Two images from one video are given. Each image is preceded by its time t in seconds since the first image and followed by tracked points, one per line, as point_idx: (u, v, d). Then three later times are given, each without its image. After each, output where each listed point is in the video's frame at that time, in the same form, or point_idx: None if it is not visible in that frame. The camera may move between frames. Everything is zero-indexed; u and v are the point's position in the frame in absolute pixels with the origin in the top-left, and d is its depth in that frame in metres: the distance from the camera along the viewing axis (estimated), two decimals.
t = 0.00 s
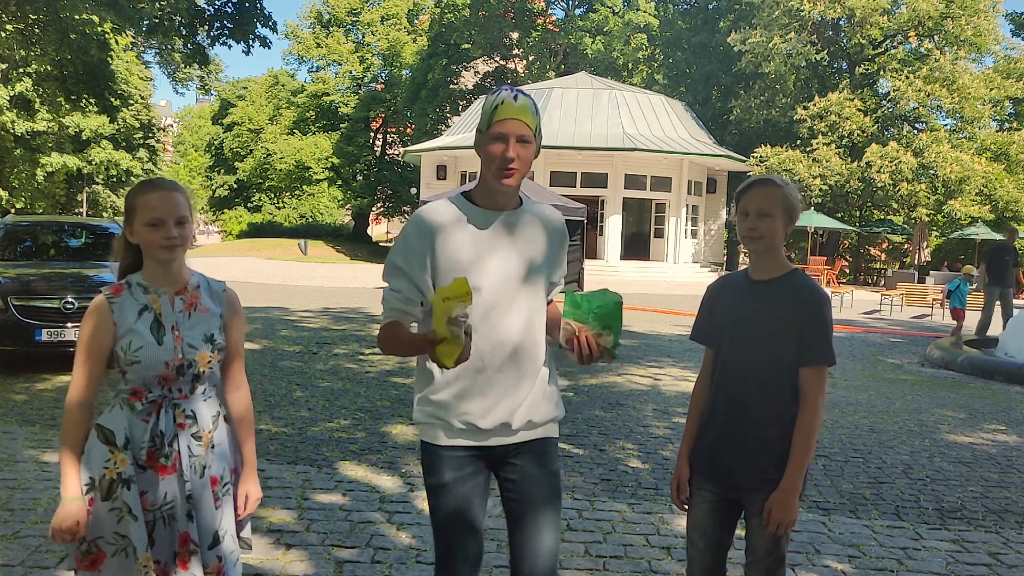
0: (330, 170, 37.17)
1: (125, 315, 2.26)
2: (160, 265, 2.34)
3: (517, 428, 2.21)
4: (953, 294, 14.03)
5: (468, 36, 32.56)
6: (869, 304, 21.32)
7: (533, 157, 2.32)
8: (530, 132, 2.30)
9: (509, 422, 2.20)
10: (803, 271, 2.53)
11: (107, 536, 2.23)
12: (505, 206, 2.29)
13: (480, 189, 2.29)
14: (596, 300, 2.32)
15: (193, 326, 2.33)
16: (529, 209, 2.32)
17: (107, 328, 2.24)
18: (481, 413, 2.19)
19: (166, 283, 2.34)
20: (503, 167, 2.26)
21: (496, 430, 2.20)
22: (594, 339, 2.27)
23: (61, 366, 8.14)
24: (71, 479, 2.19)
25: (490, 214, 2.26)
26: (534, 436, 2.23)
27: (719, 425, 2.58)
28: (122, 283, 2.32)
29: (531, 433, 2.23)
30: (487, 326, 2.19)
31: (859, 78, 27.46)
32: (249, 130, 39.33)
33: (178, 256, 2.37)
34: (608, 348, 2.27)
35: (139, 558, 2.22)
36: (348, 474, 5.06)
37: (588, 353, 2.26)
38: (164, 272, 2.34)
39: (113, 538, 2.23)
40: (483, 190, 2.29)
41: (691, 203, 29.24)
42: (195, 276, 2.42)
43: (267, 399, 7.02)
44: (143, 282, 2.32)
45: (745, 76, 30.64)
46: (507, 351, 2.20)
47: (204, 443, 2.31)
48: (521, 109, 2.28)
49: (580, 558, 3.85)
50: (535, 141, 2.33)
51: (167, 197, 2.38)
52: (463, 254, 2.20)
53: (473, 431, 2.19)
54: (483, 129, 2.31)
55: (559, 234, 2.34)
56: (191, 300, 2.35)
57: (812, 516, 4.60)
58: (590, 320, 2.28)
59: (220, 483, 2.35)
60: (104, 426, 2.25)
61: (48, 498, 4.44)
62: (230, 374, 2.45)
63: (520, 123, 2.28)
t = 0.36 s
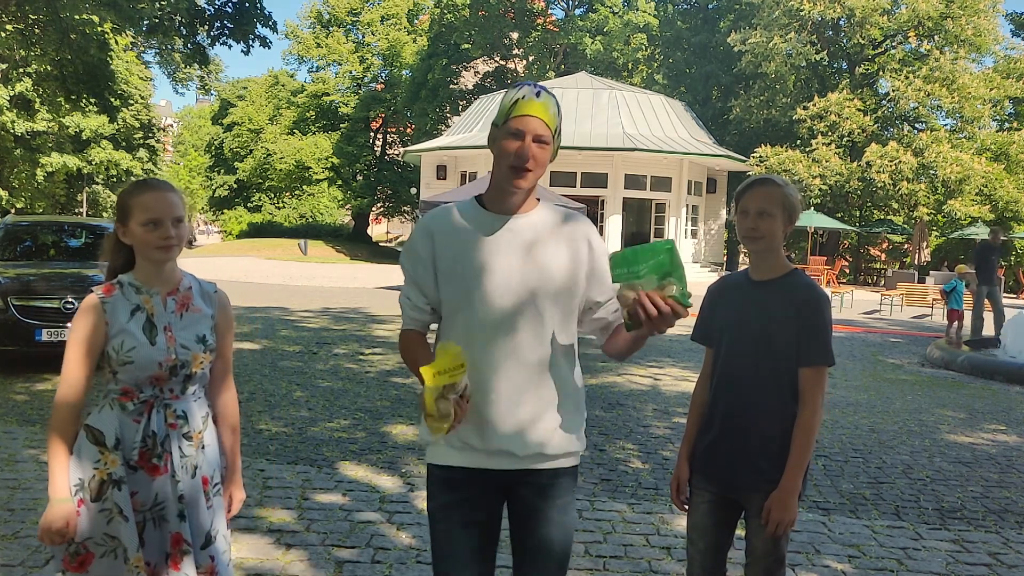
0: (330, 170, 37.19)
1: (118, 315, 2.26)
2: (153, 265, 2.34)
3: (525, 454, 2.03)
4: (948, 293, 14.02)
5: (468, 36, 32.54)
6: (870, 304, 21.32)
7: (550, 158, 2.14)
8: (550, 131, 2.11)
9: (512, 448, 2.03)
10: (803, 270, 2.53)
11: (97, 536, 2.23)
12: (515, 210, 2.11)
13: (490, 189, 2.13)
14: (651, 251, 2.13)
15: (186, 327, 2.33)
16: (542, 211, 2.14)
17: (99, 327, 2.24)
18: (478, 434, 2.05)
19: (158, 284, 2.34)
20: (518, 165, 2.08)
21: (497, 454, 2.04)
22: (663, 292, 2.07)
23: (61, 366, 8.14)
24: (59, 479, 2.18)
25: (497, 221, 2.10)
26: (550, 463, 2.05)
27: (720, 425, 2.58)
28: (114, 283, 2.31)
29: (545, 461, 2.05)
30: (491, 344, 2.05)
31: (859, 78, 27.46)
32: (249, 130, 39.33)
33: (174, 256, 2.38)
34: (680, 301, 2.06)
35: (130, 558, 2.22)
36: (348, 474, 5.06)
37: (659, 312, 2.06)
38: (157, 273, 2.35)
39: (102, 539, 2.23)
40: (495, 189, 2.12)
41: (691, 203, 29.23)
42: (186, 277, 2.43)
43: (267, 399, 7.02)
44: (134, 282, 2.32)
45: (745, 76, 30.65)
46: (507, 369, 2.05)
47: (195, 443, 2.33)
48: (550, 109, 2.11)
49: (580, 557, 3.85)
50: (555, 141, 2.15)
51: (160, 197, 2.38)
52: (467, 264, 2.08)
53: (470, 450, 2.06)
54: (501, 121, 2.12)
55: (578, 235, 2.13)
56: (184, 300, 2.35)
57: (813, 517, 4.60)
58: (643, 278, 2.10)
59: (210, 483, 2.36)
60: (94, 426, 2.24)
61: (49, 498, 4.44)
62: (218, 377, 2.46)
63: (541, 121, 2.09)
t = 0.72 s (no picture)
0: (330, 170, 37.19)
1: (113, 316, 2.27)
2: (151, 266, 2.36)
3: (543, 468, 1.95)
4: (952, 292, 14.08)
5: (468, 36, 32.50)
6: (870, 304, 21.32)
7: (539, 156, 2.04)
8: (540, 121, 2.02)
9: (531, 461, 1.95)
10: (805, 271, 2.53)
11: (85, 537, 2.22)
12: (509, 205, 2.03)
13: (480, 186, 2.06)
14: (599, 282, 1.91)
15: (180, 328, 2.34)
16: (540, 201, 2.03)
17: (93, 327, 2.25)
18: (493, 447, 1.96)
19: (154, 285, 2.35)
20: (517, 164, 2.00)
21: (514, 466, 1.95)
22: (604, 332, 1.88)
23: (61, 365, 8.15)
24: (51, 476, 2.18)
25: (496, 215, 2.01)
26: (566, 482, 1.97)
27: (721, 425, 2.57)
28: (111, 284, 2.32)
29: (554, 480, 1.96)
30: (499, 352, 1.97)
31: (859, 78, 27.47)
32: (249, 130, 39.35)
33: (173, 256, 2.39)
34: (632, 341, 1.88)
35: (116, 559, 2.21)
36: (348, 474, 5.06)
37: (610, 353, 1.89)
38: (153, 274, 2.36)
39: (93, 539, 2.23)
40: (486, 186, 2.05)
41: (691, 203, 29.23)
42: (185, 279, 2.43)
43: (267, 399, 7.02)
44: (131, 283, 2.32)
45: (745, 76, 30.66)
46: (523, 379, 1.97)
47: (187, 447, 2.32)
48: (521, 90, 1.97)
49: (580, 558, 3.85)
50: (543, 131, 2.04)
51: (159, 198, 2.39)
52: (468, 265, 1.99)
53: (484, 462, 1.96)
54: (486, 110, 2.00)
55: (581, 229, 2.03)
56: (179, 302, 2.35)
57: (813, 516, 4.60)
58: (599, 311, 1.88)
59: (202, 488, 2.34)
60: (85, 426, 2.25)
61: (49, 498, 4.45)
62: (215, 381, 2.46)
63: (531, 109, 1.99)
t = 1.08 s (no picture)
0: (330, 170, 37.19)
1: (109, 317, 2.29)
2: (149, 271, 2.36)
3: (543, 477, 1.97)
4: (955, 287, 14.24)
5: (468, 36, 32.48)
6: (869, 304, 21.32)
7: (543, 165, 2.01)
8: (545, 134, 1.99)
9: (532, 471, 1.96)
10: (809, 272, 2.54)
11: (66, 535, 2.22)
12: (506, 206, 2.01)
13: (478, 185, 2.04)
14: (624, 273, 2.06)
15: (175, 332, 2.33)
16: (541, 202, 2.03)
17: (91, 327, 2.28)
18: (491, 456, 1.96)
19: (153, 288, 2.35)
20: (512, 177, 1.96)
21: (513, 475, 1.96)
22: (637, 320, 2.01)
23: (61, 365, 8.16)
24: (41, 474, 2.21)
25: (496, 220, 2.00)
26: (564, 489, 2.00)
27: (724, 427, 2.57)
28: (112, 285, 2.35)
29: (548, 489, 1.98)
30: (496, 364, 1.97)
31: (859, 78, 27.46)
32: (249, 130, 39.36)
33: (169, 261, 2.39)
34: (665, 327, 2.01)
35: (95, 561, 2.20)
36: (348, 474, 5.06)
37: (641, 341, 2.01)
38: (154, 277, 2.36)
39: (75, 538, 2.23)
40: (483, 189, 2.03)
41: (691, 203, 29.22)
42: (188, 284, 2.43)
43: (267, 399, 7.02)
44: (132, 286, 2.34)
45: (745, 76, 30.66)
46: (528, 387, 1.97)
47: (174, 453, 2.29)
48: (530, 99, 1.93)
49: (580, 558, 3.85)
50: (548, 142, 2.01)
51: (156, 203, 2.41)
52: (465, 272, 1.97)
53: (481, 472, 1.96)
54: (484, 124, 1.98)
55: (584, 230, 2.05)
56: (177, 306, 2.35)
57: (813, 516, 4.60)
58: (620, 302, 2.02)
59: (189, 494, 2.32)
60: (75, 424, 2.26)
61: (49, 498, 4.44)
62: (215, 383, 2.46)
63: (535, 124, 1.95)
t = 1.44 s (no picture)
0: (330, 170, 37.19)
1: (109, 319, 2.28)
2: (148, 274, 2.36)
3: (541, 479, 1.97)
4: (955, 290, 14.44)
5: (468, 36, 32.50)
6: (869, 304, 21.32)
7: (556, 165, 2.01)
8: (560, 129, 1.97)
9: (533, 472, 1.96)
10: (813, 273, 2.55)
11: (65, 534, 2.22)
12: (518, 206, 2.01)
13: (489, 185, 2.03)
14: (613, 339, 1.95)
15: (176, 334, 2.33)
16: (550, 205, 2.04)
17: (90, 329, 2.27)
18: (491, 457, 1.95)
19: (154, 290, 2.35)
20: (526, 173, 1.95)
21: (512, 476, 1.95)
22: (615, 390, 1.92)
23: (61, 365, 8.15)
24: (42, 474, 2.21)
25: (509, 219, 1.99)
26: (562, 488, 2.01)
27: (729, 427, 2.56)
28: (111, 287, 2.34)
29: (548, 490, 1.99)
30: (499, 363, 1.96)
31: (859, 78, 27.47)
32: (249, 130, 39.38)
33: (167, 263, 2.39)
34: (635, 406, 1.92)
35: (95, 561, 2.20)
36: (348, 474, 5.06)
37: (610, 409, 1.94)
38: (153, 278, 2.36)
39: (75, 538, 2.22)
40: (496, 187, 2.02)
41: (691, 203, 29.21)
42: (188, 283, 2.43)
43: (267, 399, 7.02)
44: (132, 287, 2.34)
45: (745, 76, 30.67)
46: (533, 386, 1.98)
47: (175, 454, 2.30)
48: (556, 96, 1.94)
49: (580, 558, 3.85)
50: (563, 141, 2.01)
51: (153, 206, 2.40)
52: (475, 269, 1.95)
53: (479, 474, 1.94)
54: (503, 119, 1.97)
55: (586, 235, 2.08)
56: (178, 307, 2.35)
57: (813, 517, 4.60)
58: (606, 368, 1.92)
59: (189, 495, 2.33)
60: (76, 424, 2.25)
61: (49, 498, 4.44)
62: (216, 384, 2.47)
63: (549, 118, 1.94)
